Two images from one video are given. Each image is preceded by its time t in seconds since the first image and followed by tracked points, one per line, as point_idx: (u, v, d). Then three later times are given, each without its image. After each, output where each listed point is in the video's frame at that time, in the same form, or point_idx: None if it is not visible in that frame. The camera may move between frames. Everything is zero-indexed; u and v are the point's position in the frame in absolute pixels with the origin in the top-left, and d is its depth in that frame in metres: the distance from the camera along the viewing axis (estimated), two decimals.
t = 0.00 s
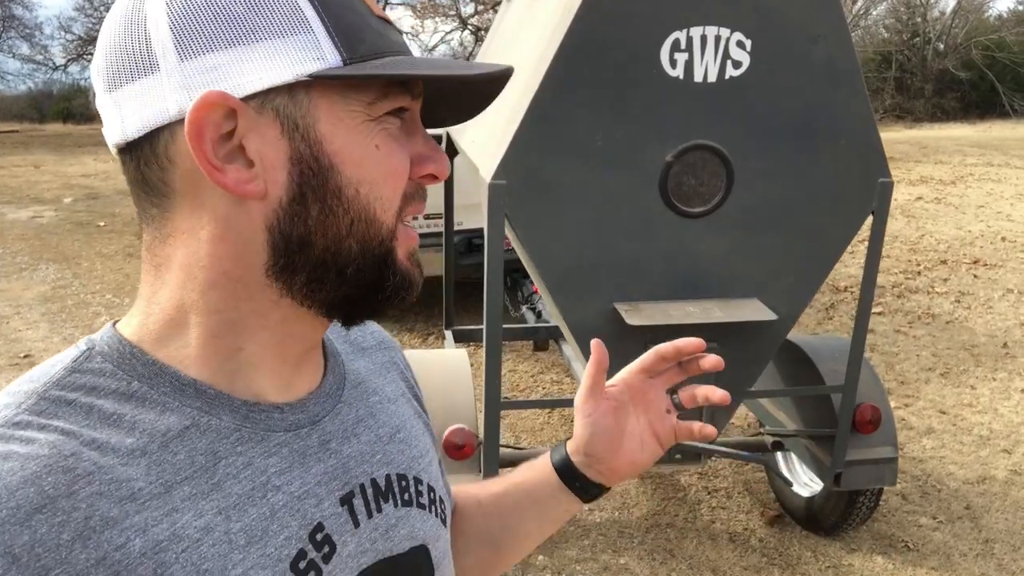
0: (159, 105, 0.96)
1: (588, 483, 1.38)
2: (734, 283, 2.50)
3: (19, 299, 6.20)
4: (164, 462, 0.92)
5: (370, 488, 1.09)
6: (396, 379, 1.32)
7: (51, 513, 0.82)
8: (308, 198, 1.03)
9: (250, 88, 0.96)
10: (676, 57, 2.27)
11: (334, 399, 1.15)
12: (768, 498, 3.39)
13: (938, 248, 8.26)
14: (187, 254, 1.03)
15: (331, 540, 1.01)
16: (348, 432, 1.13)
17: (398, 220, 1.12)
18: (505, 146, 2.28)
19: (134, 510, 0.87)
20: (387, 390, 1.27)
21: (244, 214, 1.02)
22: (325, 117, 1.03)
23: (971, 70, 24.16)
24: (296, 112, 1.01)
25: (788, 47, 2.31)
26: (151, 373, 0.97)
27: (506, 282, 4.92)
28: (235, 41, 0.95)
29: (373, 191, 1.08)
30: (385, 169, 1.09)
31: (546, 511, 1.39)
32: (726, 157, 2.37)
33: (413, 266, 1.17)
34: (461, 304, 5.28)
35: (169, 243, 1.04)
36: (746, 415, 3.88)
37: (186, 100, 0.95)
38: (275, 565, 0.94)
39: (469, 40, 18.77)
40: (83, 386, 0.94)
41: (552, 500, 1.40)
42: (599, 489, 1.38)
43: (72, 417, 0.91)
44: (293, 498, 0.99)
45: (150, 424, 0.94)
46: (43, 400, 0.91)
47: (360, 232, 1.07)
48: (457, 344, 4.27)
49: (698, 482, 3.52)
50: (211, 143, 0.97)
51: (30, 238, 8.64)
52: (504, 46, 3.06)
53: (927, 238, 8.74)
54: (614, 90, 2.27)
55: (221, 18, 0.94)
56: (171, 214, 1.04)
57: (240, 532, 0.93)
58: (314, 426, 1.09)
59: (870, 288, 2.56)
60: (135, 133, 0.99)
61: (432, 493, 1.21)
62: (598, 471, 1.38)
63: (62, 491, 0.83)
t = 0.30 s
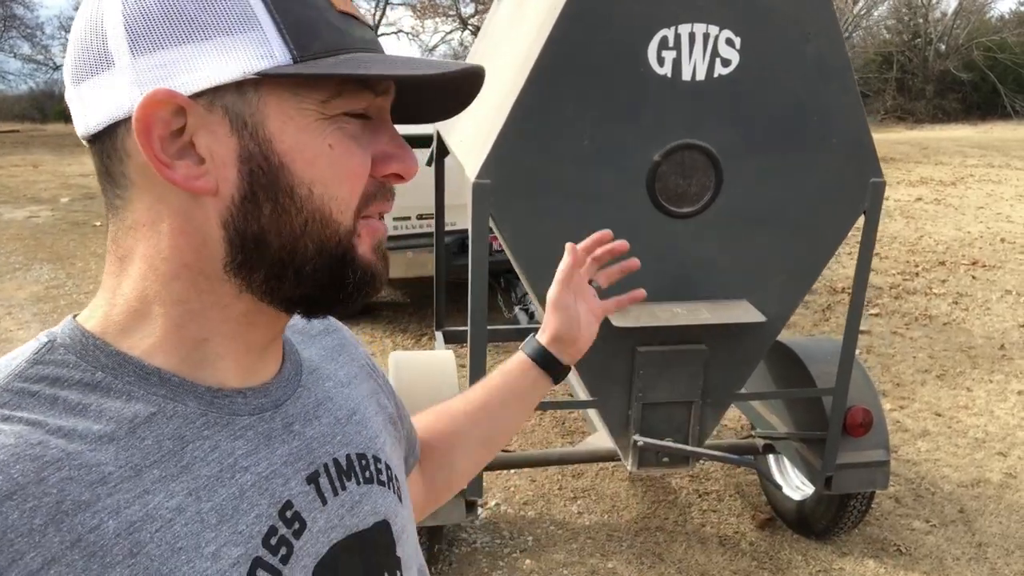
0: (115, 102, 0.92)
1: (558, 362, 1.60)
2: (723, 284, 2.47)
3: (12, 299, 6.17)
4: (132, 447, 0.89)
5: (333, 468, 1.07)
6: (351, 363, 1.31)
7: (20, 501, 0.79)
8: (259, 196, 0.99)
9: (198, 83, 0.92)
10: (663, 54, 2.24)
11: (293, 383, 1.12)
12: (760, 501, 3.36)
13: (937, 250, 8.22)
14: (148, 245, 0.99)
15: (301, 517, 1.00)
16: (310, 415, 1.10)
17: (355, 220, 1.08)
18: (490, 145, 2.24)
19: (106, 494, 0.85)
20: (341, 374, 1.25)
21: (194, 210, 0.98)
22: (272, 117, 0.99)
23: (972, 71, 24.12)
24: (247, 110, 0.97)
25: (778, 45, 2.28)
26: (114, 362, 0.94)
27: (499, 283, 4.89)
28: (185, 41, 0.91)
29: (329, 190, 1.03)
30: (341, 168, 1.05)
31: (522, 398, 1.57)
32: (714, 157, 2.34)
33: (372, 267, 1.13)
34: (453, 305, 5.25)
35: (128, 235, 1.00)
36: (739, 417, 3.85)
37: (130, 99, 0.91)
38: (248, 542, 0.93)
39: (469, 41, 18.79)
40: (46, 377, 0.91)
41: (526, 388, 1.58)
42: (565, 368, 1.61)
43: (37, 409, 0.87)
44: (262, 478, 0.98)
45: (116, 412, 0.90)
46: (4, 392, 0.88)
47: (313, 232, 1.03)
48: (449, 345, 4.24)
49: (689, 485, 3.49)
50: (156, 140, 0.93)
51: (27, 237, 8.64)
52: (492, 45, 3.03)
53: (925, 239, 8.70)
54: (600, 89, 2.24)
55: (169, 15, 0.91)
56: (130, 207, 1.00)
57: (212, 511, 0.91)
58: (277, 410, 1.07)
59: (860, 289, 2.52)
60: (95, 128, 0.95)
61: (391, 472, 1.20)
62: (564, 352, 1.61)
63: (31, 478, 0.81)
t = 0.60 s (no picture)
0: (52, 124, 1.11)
1: (548, 409, 1.74)
2: (720, 289, 2.47)
3: (11, 301, 6.17)
4: (132, 459, 0.94)
5: (331, 484, 1.13)
6: (349, 387, 1.38)
7: (25, 508, 0.84)
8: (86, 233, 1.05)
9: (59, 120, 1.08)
10: (660, 60, 2.24)
11: (292, 401, 1.19)
12: (759, 505, 3.36)
13: (937, 252, 8.21)
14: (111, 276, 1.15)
15: (299, 531, 1.05)
16: (308, 432, 1.17)
17: (162, 254, 1.03)
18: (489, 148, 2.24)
19: (106, 505, 0.89)
20: (339, 396, 1.32)
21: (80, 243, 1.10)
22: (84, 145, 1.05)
23: (972, 73, 24.11)
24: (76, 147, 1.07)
25: (774, 51, 2.28)
26: (113, 377, 1.00)
27: (499, 285, 4.89)
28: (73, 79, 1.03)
29: (116, 225, 1.02)
30: (123, 197, 1.02)
31: (509, 436, 1.69)
32: (711, 162, 2.34)
33: (206, 307, 1.06)
34: (453, 307, 5.25)
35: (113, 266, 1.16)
36: (738, 421, 3.84)
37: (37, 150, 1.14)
38: (247, 554, 0.98)
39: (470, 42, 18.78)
40: (50, 390, 0.96)
41: (514, 427, 1.70)
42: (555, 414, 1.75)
43: (41, 421, 0.93)
44: (260, 491, 1.03)
45: (116, 425, 0.96)
46: (10, 404, 0.93)
47: (118, 271, 1.03)
48: (448, 348, 4.24)
49: (688, 488, 3.49)
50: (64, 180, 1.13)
51: (27, 239, 8.64)
52: (490, 49, 3.03)
53: (926, 241, 8.69)
54: (598, 94, 2.24)
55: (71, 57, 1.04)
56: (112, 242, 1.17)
57: (211, 523, 0.96)
58: (275, 426, 1.13)
59: (858, 293, 2.52)
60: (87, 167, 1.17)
61: (387, 491, 1.26)
62: (555, 397, 1.76)
63: (34, 487, 0.86)
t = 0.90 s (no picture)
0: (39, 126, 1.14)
1: (565, 431, 1.67)
2: (722, 289, 2.48)
3: (16, 301, 6.20)
4: (120, 462, 0.95)
5: (325, 491, 1.14)
6: (352, 394, 1.39)
7: (8, 508, 0.85)
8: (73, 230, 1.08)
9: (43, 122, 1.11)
10: (663, 61, 2.25)
11: (289, 406, 1.21)
12: (761, 505, 3.36)
13: (939, 253, 8.21)
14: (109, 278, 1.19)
15: (289, 539, 1.05)
16: (304, 438, 1.18)
17: (144, 247, 1.05)
18: (492, 150, 2.26)
19: (90, 509, 0.90)
20: (340, 402, 1.33)
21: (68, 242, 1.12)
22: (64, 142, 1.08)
23: (975, 74, 24.10)
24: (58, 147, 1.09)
25: (777, 52, 2.29)
26: (106, 380, 1.02)
27: (502, 285, 4.90)
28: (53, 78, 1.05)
29: (99, 219, 1.04)
30: (106, 191, 1.04)
31: (526, 460, 1.65)
32: (714, 163, 2.35)
33: (191, 300, 1.07)
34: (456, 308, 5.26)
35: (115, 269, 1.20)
36: (740, 421, 3.85)
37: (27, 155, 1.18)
38: (234, 561, 0.98)
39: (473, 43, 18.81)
40: (41, 392, 0.99)
41: (531, 452, 1.66)
42: (574, 437, 1.69)
43: (29, 422, 0.95)
44: (250, 498, 1.04)
45: (105, 427, 0.97)
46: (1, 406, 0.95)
47: (103, 267, 1.05)
48: (451, 348, 4.25)
49: (690, 488, 3.50)
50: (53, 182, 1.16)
51: (32, 239, 8.67)
52: (494, 50, 3.05)
53: (928, 242, 8.70)
54: (601, 95, 2.25)
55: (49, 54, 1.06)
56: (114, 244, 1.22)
57: (198, 529, 0.97)
58: (269, 431, 1.14)
59: (860, 294, 2.53)
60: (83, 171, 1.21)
61: (386, 499, 1.27)
62: (573, 419, 1.69)
63: (19, 488, 0.87)
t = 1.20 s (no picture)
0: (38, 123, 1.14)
1: (564, 423, 1.65)
2: (728, 290, 2.47)
3: (21, 300, 6.21)
4: (112, 463, 0.95)
5: (321, 495, 1.14)
6: (352, 396, 1.38)
7: None
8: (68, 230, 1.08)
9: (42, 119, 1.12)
10: (670, 61, 2.24)
11: (286, 408, 1.20)
12: (766, 506, 3.36)
13: (944, 253, 8.18)
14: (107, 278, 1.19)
15: (282, 543, 1.05)
16: (301, 441, 1.17)
17: (140, 247, 1.05)
18: (497, 150, 2.25)
19: (80, 510, 0.90)
20: (340, 404, 1.32)
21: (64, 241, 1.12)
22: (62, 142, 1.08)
23: (981, 73, 24.03)
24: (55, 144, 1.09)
25: (783, 52, 2.29)
26: (102, 381, 1.02)
27: (506, 285, 4.90)
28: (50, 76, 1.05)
29: (95, 219, 1.04)
30: (103, 191, 1.04)
31: (524, 456, 1.64)
32: (720, 163, 2.34)
33: (187, 301, 1.07)
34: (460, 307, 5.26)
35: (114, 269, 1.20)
36: (745, 422, 3.85)
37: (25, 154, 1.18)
38: (225, 564, 0.98)
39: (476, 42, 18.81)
40: (35, 391, 0.99)
41: (530, 448, 1.65)
42: (573, 427, 1.67)
43: (22, 422, 0.95)
44: (243, 501, 1.03)
45: (98, 428, 0.97)
46: None
47: (99, 267, 1.05)
48: (455, 347, 4.25)
49: (695, 489, 3.49)
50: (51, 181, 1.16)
51: (37, 238, 8.69)
52: (499, 50, 3.04)
53: (933, 242, 8.67)
54: (606, 95, 2.24)
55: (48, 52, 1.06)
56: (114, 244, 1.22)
57: (189, 532, 0.97)
58: (265, 433, 1.14)
59: (867, 294, 2.52)
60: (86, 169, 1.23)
61: (384, 504, 1.26)
62: (571, 410, 1.67)
63: (9, 487, 0.87)
